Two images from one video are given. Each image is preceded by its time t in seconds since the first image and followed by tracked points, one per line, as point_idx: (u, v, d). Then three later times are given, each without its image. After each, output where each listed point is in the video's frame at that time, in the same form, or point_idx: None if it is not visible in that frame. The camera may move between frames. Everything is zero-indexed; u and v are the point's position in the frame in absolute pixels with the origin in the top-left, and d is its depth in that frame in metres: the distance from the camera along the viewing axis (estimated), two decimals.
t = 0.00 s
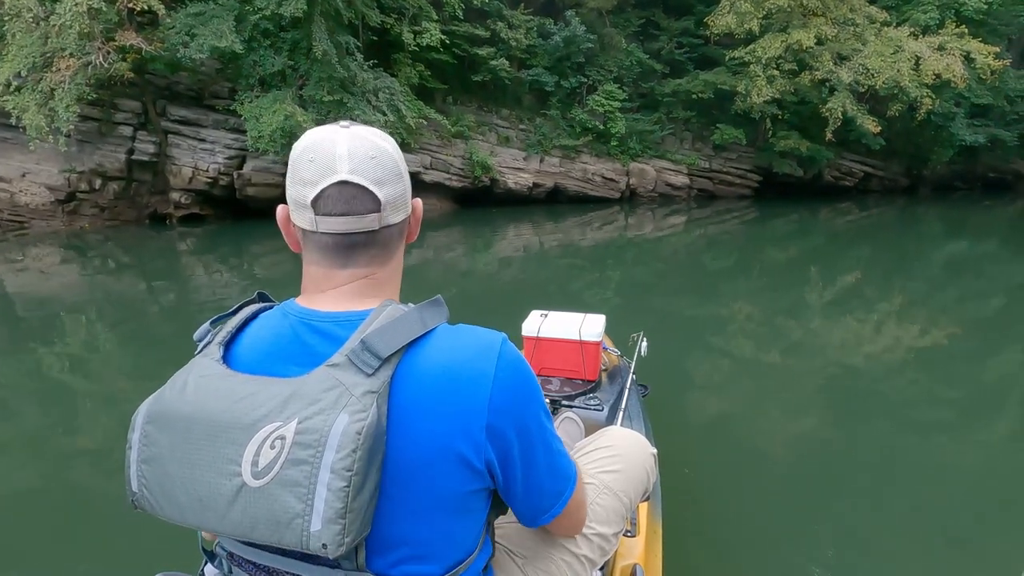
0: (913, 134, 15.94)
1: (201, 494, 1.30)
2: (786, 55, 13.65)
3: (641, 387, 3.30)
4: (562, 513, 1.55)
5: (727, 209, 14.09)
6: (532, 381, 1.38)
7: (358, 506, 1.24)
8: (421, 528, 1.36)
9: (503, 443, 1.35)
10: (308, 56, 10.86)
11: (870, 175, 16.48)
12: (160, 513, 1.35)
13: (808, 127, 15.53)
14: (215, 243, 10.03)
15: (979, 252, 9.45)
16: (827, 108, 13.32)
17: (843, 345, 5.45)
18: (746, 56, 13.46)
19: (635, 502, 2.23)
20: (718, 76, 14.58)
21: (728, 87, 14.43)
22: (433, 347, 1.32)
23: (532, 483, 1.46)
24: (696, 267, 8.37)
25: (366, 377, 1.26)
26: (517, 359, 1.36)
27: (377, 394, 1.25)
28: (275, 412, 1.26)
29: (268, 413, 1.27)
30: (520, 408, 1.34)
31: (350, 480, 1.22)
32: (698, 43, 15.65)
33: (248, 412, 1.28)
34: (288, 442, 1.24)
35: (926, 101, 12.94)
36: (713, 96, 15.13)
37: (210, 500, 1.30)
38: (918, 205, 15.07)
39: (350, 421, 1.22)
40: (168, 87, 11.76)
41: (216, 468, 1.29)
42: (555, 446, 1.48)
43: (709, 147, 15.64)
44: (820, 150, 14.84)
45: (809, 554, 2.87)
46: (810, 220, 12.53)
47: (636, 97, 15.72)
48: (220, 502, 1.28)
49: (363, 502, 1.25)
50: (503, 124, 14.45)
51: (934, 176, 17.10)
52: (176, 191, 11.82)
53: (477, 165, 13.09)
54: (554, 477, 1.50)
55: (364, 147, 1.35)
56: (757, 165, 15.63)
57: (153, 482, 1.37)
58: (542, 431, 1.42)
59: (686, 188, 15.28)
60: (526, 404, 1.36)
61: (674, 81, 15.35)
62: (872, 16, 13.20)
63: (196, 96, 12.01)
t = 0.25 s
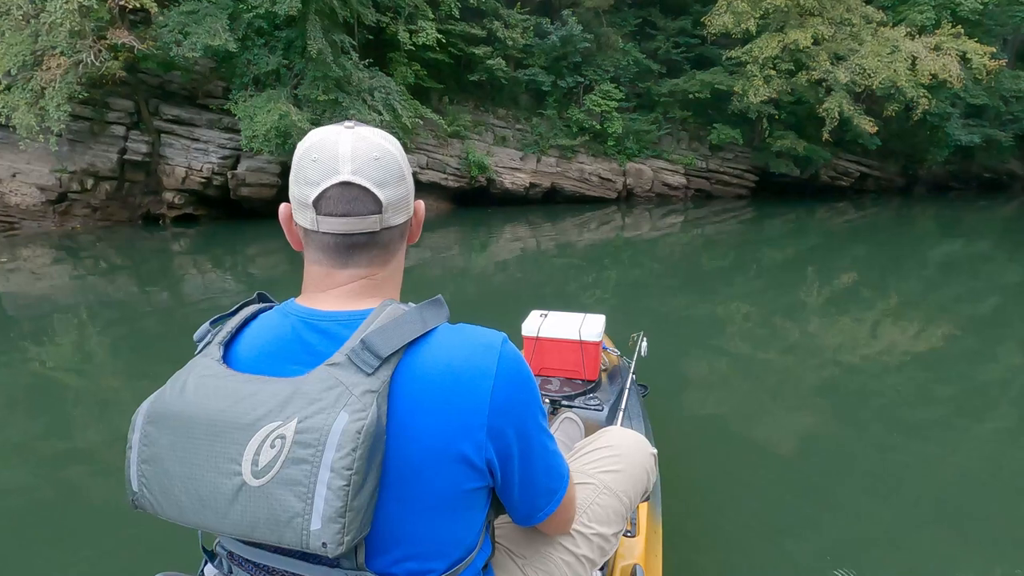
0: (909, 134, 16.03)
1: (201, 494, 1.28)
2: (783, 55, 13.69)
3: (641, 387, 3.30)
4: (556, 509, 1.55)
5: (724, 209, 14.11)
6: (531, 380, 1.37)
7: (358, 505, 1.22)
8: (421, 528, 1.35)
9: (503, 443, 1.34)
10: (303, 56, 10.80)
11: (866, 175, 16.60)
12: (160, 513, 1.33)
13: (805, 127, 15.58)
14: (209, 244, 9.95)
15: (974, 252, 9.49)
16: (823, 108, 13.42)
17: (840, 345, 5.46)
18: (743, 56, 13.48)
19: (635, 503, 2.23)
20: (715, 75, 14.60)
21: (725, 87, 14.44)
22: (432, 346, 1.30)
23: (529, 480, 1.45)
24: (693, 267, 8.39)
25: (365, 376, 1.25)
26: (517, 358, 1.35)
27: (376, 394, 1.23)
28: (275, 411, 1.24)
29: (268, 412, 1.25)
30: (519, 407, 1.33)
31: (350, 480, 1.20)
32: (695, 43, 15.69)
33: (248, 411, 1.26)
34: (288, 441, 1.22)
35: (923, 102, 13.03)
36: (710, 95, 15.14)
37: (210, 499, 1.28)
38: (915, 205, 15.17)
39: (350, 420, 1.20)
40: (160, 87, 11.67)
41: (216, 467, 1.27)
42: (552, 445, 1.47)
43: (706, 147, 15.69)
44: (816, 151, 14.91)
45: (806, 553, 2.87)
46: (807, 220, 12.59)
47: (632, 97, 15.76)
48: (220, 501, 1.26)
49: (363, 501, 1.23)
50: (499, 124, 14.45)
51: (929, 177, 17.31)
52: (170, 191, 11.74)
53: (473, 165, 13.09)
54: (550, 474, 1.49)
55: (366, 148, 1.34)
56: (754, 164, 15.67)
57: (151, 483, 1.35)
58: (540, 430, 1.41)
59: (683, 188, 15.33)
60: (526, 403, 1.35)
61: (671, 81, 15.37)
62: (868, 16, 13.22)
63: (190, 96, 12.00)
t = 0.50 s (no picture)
0: (905, 135, 16.11)
1: (205, 494, 1.26)
2: (780, 55, 13.74)
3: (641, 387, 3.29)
4: (558, 513, 1.54)
5: (721, 210, 14.12)
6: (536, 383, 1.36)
7: (365, 507, 1.20)
8: (427, 531, 1.33)
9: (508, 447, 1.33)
10: (298, 53, 10.71)
11: (862, 176, 16.68)
12: (164, 513, 1.31)
13: (801, 128, 15.63)
14: (203, 243, 9.87)
15: (969, 253, 9.55)
16: (821, 108, 13.46)
17: (837, 346, 5.47)
18: (741, 55, 13.51)
19: (635, 502, 2.22)
20: (712, 75, 14.63)
21: (722, 87, 14.46)
22: (438, 347, 1.29)
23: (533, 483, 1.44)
24: (690, 266, 8.40)
25: (372, 377, 1.23)
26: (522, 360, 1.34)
27: (383, 396, 1.22)
28: (281, 411, 1.23)
29: (274, 412, 1.23)
30: (524, 410, 1.32)
31: (357, 481, 1.18)
32: (692, 43, 15.73)
33: (254, 411, 1.24)
34: (295, 442, 1.20)
35: (920, 102, 13.05)
36: (707, 96, 15.17)
37: (214, 500, 1.26)
38: (910, 206, 15.26)
39: (357, 422, 1.19)
40: (153, 84, 11.62)
41: (221, 468, 1.25)
42: (556, 448, 1.46)
43: (703, 147, 15.71)
44: (813, 152, 14.96)
45: (802, 552, 2.88)
46: (802, 221, 12.63)
47: (629, 97, 15.79)
48: (225, 503, 1.24)
49: (370, 503, 1.21)
50: (496, 123, 14.43)
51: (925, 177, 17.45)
52: (163, 189, 11.59)
53: (470, 164, 13.05)
54: (553, 478, 1.48)
55: (373, 149, 1.32)
56: (751, 165, 15.70)
57: (154, 483, 1.33)
58: (545, 434, 1.39)
59: (680, 188, 15.33)
60: (532, 407, 1.34)
61: (668, 81, 15.41)
62: (865, 17, 13.29)
63: (183, 93, 11.88)
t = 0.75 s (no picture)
0: (900, 135, 16.19)
1: (204, 494, 1.25)
2: (776, 55, 13.79)
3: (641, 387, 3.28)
4: (557, 514, 1.52)
5: (718, 210, 14.13)
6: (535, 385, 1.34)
7: (363, 508, 1.19)
8: (427, 533, 1.31)
9: (508, 448, 1.31)
10: (292, 52, 10.65)
11: (858, 176, 16.72)
12: (162, 515, 1.30)
13: (797, 128, 15.67)
14: (196, 244, 9.80)
15: (964, 253, 9.60)
16: (818, 108, 13.47)
17: (834, 346, 5.48)
18: (738, 55, 13.55)
19: (635, 503, 2.21)
20: (709, 75, 14.66)
21: (719, 87, 14.49)
22: (436, 348, 1.27)
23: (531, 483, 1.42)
24: (687, 267, 8.41)
25: (369, 378, 1.21)
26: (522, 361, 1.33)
27: (381, 396, 1.20)
28: (279, 412, 1.21)
29: (271, 413, 1.22)
30: (523, 411, 1.30)
31: (354, 482, 1.17)
32: (688, 43, 15.77)
33: (251, 411, 1.23)
34: (292, 443, 1.19)
35: (916, 102, 13.10)
36: (703, 96, 15.21)
37: (212, 500, 1.25)
38: (905, 205, 15.34)
39: (355, 422, 1.17)
40: (145, 83, 11.57)
41: (219, 468, 1.24)
42: (555, 450, 1.44)
43: (700, 147, 15.73)
44: (809, 152, 15.02)
45: (799, 550, 2.89)
46: (799, 221, 12.67)
47: (626, 97, 15.82)
48: (223, 504, 1.23)
49: (367, 504, 1.20)
50: (492, 123, 14.41)
51: (920, 177, 17.49)
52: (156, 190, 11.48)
53: (466, 164, 12.97)
54: (552, 479, 1.46)
55: (363, 149, 1.30)
56: (746, 164, 15.74)
57: (153, 484, 1.32)
58: (544, 436, 1.37)
59: (677, 188, 15.34)
60: (530, 408, 1.32)
61: (665, 81, 15.45)
62: (861, 17, 13.40)
63: (176, 92, 11.84)
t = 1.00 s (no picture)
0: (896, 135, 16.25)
1: (200, 492, 1.28)
2: (774, 55, 13.83)
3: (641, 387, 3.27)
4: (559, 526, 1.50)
5: (715, 210, 14.16)
6: (532, 389, 1.34)
7: (354, 508, 1.20)
8: (422, 536, 1.32)
9: (504, 451, 1.31)
10: (287, 52, 10.60)
11: (854, 175, 16.78)
12: (161, 512, 1.32)
13: (793, 127, 15.72)
14: (191, 246, 9.75)
15: (961, 253, 9.63)
16: (814, 108, 13.50)
17: (831, 346, 5.49)
18: (734, 55, 13.59)
19: (635, 502, 2.20)
20: (705, 75, 14.68)
21: (716, 87, 14.52)
22: (431, 350, 1.27)
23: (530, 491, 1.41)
24: (684, 267, 8.42)
25: (364, 378, 1.22)
26: (519, 366, 1.33)
27: (374, 396, 1.21)
28: (273, 411, 1.23)
29: (266, 412, 1.23)
30: (519, 416, 1.30)
31: (345, 482, 1.18)
32: (685, 43, 15.80)
33: (247, 410, 1.25)
34: (285, 442, 1.20)
35: (912, 102, 13.13)
36: (701, 96, 15.23)
37: (208, 498, 1.27)
38: (901, 205, 15.40)
39: (347, 422, 1.18)
40: (139, 84, 11.48)
41: (215, 467, 1.26)
42: (553, 456, 1.43)
43: (696, 147, 15.77)
44: (806, 151, 15.09)
45: (798, 550, 2.88)
46: (795, 221, 12.70)
47: (623, 97, 15.83)
48: (217, 502, 1.25)
49: (360, 504, 1.21)
50: (489, 123, 14.40)
51: (917, 176, 17.61)
52: (149, 192, 11.42)
53: (463, 165, 12.93)
54: (552, 488, 1.45)
55: (347, 149, 1.33)
56: (743, 164, 15.78)
57: (153, 480, 1.35)
58: (541, 441, 1.37)
59: (673, 188, 15.36)
60: (526, 413, 1.32)
61: (661, 81, 15.47)
62: (858, 17, 13.43)
63: (170, 93, 11.74)
